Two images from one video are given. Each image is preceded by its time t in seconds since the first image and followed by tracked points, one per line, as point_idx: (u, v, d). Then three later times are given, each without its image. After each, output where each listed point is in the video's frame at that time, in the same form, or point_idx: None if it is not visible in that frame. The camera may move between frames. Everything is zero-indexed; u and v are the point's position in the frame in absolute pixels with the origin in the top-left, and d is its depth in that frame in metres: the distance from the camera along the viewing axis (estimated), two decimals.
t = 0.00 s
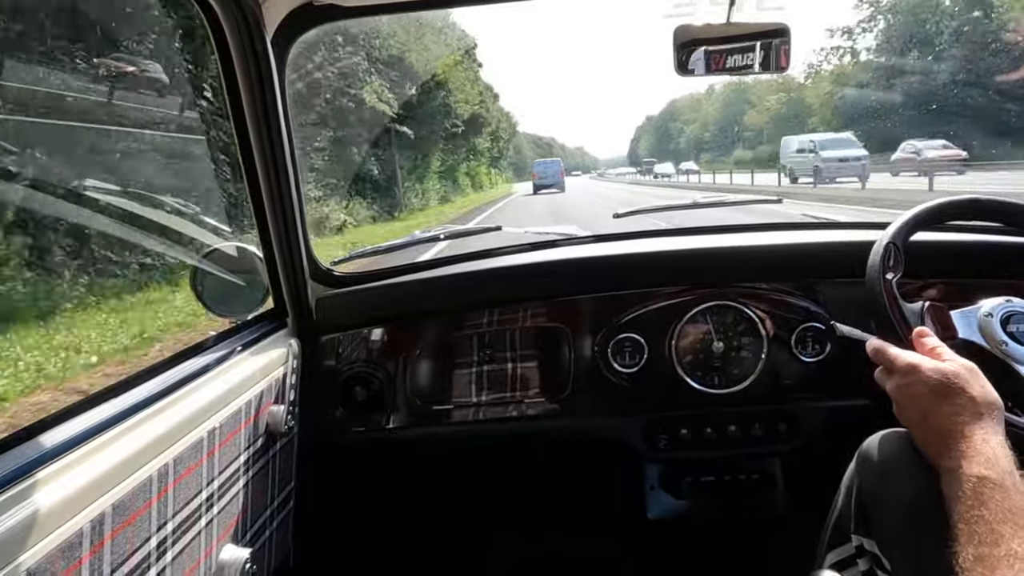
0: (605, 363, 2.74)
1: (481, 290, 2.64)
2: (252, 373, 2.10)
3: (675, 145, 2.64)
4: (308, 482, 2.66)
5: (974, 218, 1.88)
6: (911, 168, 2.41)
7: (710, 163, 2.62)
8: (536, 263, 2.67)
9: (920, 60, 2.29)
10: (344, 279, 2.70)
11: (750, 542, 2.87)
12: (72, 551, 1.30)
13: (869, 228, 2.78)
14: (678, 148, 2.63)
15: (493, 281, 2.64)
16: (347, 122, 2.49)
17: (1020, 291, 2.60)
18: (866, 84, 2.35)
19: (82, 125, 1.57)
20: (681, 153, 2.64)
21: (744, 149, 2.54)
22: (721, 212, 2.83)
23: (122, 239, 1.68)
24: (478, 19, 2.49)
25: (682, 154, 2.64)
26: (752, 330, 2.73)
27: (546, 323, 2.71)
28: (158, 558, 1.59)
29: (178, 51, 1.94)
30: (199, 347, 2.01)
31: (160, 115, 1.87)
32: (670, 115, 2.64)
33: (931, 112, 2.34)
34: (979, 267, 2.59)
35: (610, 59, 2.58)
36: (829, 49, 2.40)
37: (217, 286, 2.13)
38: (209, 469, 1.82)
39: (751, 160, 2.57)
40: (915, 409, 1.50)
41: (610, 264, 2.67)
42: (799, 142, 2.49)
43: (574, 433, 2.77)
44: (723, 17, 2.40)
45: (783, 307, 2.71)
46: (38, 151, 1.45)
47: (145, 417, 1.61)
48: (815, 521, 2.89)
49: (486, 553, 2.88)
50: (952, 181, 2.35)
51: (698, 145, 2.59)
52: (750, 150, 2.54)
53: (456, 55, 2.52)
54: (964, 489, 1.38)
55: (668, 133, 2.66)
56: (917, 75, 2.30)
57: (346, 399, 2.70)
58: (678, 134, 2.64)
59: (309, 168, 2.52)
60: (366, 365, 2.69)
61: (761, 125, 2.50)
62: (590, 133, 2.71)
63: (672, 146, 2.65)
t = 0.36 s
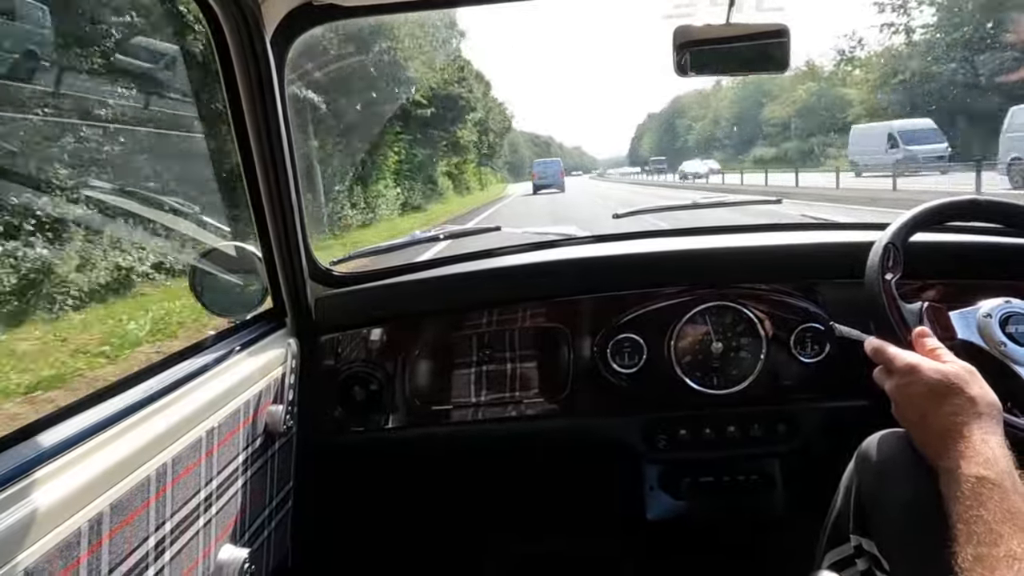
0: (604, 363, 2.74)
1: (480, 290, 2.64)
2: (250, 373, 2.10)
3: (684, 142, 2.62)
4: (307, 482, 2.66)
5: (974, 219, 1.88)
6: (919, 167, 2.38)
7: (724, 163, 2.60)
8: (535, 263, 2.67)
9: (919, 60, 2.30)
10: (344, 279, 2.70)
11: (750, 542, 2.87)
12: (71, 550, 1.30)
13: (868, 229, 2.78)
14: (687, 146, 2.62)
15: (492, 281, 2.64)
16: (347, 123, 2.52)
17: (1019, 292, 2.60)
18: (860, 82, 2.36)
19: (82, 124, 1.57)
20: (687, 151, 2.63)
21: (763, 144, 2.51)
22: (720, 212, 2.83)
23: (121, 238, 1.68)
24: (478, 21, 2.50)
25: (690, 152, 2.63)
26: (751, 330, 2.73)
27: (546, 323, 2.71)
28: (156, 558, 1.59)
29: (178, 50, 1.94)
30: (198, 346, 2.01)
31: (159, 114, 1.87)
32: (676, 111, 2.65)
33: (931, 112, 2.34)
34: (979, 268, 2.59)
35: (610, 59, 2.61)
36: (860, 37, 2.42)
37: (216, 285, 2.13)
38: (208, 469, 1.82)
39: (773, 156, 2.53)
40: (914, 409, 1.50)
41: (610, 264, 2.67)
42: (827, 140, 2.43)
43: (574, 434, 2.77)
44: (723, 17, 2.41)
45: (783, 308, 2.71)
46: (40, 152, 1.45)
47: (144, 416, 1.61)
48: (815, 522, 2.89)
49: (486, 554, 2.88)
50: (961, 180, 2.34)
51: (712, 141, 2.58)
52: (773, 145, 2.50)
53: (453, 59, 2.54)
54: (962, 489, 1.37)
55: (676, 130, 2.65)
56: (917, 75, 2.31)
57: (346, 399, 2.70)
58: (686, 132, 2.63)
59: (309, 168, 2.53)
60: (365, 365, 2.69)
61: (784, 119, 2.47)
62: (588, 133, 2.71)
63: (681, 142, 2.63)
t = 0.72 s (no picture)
0: (605, 361, 2.74)
1: (481, 288, 2.64)
2: (251, 371, 2.10)
3: (694, 139, 2.61)
4: (307, 480, 2.66)
5: (974, 216, 1.88)
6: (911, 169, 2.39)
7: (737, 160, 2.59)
8: (535, 261, 2.67)
9: (919, 58, 2.30)
10: (344, 277, 2.70)
11: (750, 540, 2.87)
12: (72, 548, 1.30)
13: (868, 226, 2.78)
14: (697, 142, 2.60)
15: (492, 279, 2.64)
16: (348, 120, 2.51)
17: (1019, 290, 2.60)
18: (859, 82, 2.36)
19: (80, 125, 1.56)
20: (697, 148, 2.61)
21: (787, 140, 2.48)
22: (720, 210, 2.83)
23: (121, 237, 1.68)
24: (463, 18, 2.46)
25: (699, 148, 2.62)
26: (752, 328, 2.73)
27: (546, 321, 2.71)
28: (157, 556, 1.59)
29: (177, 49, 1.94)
30: (198, 343, 2.01)
31: (159, 113, 1.87)
32: (682, 108, 2.65)
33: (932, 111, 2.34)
34: (979, 265, 2.59)
35: (607, 58, 2.62)
36: (898, 21, 2.39)
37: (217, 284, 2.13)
38: (209, 467, 1.82)
39: (806, 154, 2.48)
40: (914, 407, 1.50)
41: (610, 262, 2.67)
42: (872, 134, 2.40)
43: (574, 432, 2.77)
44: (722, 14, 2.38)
45: (783, 306, 2.71)
46: (38, 149, 1.44)
47: (145, 415, 1.61)
48: (815, 520, 2.89)
49: (486, 553, 2.88)
50: (947, 180, 2.31)
51: (725, 138, 2.56)
52: (806, 142, 2.46)
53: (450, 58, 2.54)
54: (963, 487, 1.37)
55: (683, 126, 2.65)
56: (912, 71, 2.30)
57: (346, 397, 2.70)
58: (695, 128, 2.62)
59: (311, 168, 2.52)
60: (366, 363, 2.69)
61: (815, 113, 2.43)
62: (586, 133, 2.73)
63: (693, 140, 2.61)
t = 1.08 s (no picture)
0: (605, 363, 2.74)
1: (481, 291, 2.64)
2: (251, 374, 2.10)
3: (705, 135, 2.65)
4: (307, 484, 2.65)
5: (974, 218, 1.88)
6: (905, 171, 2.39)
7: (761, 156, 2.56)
8: (535, 263, 2.67)
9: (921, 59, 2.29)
10: (344, 279, 2.72)
11: (751, 543, 2.86)
12: (74, 551, 1.30)
13: (868, 228, 2.79)
14: (707, 139, 2.64)
15: (492, 282, 2.64)
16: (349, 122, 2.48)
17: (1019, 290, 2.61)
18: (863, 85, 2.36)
19: (84, 130, 1.57)
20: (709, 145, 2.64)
21: (819, 137, 2.46)
22: (720, 212, 2.83)
23: (122, 240, 1.68)
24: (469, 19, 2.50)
25: (710, 145, 2.64)
26: (752, 329, 2.73)
27: (546, 323, 2.71)
28: (158, 559, 1.59)
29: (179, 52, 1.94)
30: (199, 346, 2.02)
31: (160, 116, 1.87)
32: (691, 102, 2.65)
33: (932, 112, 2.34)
34: (980, 266, 2.59)
35: (609, 61, 2.62)
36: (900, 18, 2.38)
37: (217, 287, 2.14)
38: (211, 470, 1.82)
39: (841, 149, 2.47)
40: (914, 408, 1.50)
41: (610, 265, 2.67)
42: (940, 126, 2.29)
43: (575, 434, 2.77)
44: (722, 17, 2.39)
45: (784, 307, 2.72)
46: (38, 150, 1.44)
47: (146, 417, 1.61)
48: (816, 523, 2.89)
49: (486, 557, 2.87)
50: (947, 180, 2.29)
51: (743, 136, 2.58)
52: (844, 137, 2.44)
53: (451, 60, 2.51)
54: (963, 488, 1.37)
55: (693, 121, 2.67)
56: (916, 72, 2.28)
57: (347, 399, 2.70)
58: (704, 123, 2.67)
59: (309, 171, 2.52)
60: (367, 366, 2.69)
61: (858, 101, 2.38)
62: (585, 133, 2.71)
63: (705, 137, 2.64)
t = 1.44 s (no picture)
0: (606, 364, 2.74)
1: (481, 291, 2.64)
2: (252, 374, 2.10)
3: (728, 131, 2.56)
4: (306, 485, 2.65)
5: (976, 219, 1.88)
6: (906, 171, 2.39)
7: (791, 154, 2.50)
8: (536, 264, 2.67)
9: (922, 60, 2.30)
10: (345, 279, 2.72)
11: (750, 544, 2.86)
12: (73, 551, 1.30)
13: (869, 228, 2.78)
14: (724, 136, 2.57)
15: (493, 282, 2.64)
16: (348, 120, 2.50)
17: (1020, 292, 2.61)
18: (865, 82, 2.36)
19: (86, 130, 1.57)
20: (728, 141, 2.57)
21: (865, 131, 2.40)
22: (721, 213, 2.83)
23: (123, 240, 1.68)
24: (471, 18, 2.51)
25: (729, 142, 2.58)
26: (753, 330, 2.73)
27: (547, 324, 2.71)
28: (158, 559, 1.59)
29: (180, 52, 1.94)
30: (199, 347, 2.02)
31: (160, 115, 1.87)
32: (699, 97, 2.61)
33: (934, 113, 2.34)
34: (981, 267, 2.59)
35: (612, 60, 2.62)
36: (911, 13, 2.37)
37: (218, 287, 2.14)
38: (211, 470, 1.82)
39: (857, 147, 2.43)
40: (914, 408, 1.50)
41: (611, 265, 2.67)
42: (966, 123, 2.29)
43: (575, 435, 2.77)
44: (723, 17, 2.39)
45: (784, 308, 2.71)
46: (39, 150, 1.43)
47: (145, 417, 1.62)
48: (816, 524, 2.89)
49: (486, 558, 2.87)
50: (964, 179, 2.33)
51: (766, 130, 2.51)
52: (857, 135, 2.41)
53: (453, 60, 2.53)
54: (963, 489, 1.37)
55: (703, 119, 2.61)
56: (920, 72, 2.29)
57: (347, 399, 2.70)
58: (720, 119, 2.59)
59: (309, 169, 2.52)
60: (368, 366, 2.68)
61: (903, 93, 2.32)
62: (584, 132, 2.67)
63: (725, 133, 2.57)
